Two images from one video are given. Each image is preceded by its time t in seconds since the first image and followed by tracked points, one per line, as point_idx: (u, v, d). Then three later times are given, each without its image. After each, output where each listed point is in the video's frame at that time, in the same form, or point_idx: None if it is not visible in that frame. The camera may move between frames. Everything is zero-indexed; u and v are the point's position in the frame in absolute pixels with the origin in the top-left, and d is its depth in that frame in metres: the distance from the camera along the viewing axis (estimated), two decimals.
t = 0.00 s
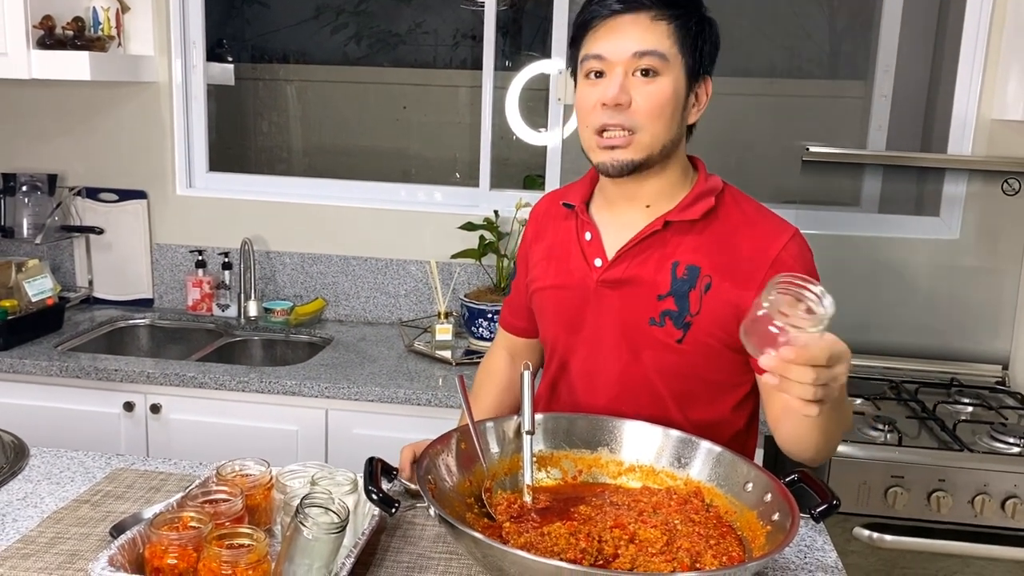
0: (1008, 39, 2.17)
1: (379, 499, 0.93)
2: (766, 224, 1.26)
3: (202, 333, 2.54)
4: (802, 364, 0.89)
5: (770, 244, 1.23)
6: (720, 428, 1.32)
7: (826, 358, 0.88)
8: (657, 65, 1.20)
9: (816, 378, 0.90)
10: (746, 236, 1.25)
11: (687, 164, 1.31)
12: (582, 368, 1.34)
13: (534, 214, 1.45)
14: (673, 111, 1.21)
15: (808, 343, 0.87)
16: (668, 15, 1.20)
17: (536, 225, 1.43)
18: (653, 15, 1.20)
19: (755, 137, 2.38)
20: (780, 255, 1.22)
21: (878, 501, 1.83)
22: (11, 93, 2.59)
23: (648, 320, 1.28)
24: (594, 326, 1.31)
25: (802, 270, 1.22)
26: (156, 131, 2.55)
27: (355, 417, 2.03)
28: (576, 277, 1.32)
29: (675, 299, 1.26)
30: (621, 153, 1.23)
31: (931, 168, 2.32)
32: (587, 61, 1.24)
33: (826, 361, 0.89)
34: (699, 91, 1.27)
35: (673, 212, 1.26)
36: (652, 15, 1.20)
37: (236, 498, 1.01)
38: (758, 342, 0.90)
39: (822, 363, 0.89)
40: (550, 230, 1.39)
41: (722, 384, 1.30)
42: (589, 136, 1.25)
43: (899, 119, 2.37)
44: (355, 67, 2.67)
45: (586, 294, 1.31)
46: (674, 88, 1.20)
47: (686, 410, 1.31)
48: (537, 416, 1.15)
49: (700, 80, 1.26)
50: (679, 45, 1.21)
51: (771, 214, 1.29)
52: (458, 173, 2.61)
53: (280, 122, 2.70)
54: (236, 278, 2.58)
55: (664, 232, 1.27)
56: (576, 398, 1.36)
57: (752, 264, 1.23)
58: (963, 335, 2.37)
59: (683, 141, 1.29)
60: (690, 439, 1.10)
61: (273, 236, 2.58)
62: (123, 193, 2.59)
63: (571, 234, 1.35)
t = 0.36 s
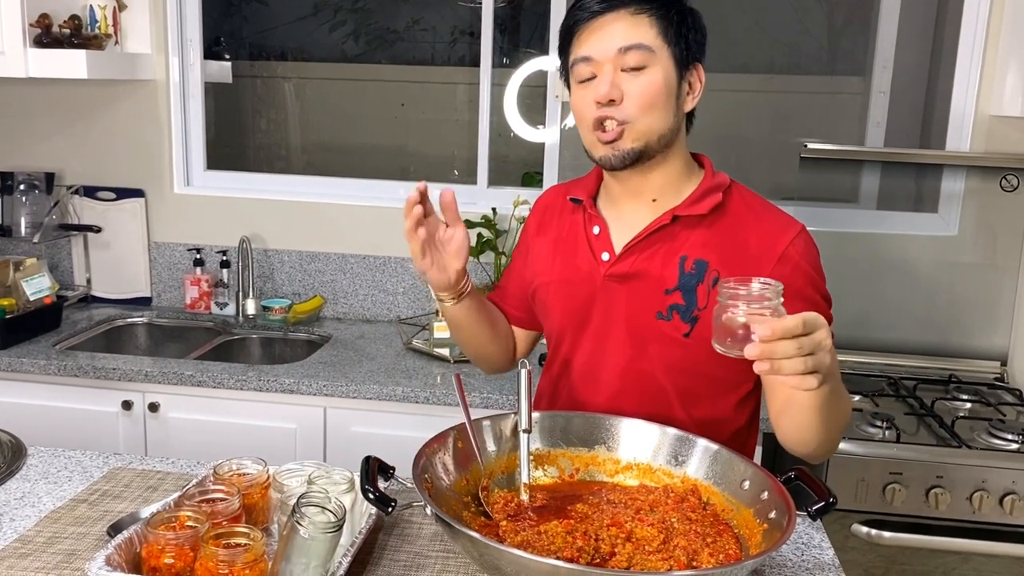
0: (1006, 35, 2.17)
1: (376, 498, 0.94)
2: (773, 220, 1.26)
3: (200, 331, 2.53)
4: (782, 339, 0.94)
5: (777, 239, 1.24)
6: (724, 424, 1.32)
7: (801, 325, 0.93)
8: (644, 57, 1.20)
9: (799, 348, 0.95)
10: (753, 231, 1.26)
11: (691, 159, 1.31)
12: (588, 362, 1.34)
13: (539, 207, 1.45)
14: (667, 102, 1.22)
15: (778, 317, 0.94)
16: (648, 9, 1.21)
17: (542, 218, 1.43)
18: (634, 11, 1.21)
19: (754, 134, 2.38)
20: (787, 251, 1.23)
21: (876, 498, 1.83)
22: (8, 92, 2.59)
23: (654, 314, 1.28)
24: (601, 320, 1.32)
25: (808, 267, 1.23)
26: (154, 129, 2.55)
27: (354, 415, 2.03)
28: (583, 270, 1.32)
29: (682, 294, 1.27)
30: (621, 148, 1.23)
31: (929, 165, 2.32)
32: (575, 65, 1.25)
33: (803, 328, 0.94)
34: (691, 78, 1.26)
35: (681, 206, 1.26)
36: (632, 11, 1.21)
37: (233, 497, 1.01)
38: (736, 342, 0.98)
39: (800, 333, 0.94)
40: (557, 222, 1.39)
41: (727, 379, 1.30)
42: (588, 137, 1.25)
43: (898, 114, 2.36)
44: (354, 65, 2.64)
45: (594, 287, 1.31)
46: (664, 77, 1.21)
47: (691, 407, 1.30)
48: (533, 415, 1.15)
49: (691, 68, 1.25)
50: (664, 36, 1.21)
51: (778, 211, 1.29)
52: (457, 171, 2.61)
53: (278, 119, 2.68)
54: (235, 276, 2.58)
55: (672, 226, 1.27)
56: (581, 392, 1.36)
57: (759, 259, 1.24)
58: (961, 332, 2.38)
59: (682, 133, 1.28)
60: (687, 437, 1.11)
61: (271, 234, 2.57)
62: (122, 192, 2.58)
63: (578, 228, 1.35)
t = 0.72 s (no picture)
0: (1007, 31, 2.16)
1: (375, 499, 0.94)
2: (779, 225, 1.26)
3: (200, 330, 2.53)
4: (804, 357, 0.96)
5: (783, 245, 1.24)
6: (725, 427, 1.32)
7: (825, 342, 0.95)
8: (652, 52, 1.20)
9: (820, 365, 0.96)
10: (758, 236, 1.26)
11: (696, 160, 1.31)
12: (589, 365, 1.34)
13: (540, 206, 1.45)
14: (674, 98, 1.21)
15: (802, 335, 0.95)
16: (660, 5, 1.21)
17: (544, 218, 1.43)
18: (644, 6, 1.21)
19: (754, 131, 2.38)
20: (792, 256, 1.23)
21: (877, 495, 1.83)
22: (7, 92, 2.58)
23: (658, 318, 1.28)
24: (603, 322, 1.31)
25: (813, 272, 1.23)
26: (153, 129, 2.55)
27: (354, 414, 2.03)
28: (586, 273, 1.32)
29: (686, 298, 1.26)
30: (626, 143, 1.22)
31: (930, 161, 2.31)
32: (585, 59, 1.25)
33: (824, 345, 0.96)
34: (701, 78, 1.27)
35: (685, 209, 1.26)
36: (642, 6, 1.21)
37: (232, 498, 1.01)
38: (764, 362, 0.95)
39: (822, 350, 0.96)
40: (559, 223, 1.39)
41: (728, 384, 1.30)
42: (594, 131, 1.25)
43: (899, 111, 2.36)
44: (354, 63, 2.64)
45: (597, 290, 1.31)
46: (672, 73, 1.20)
47: (692, 411, 1.30)
48: (532, 414, 1.15)
49: (700, 67, 1.26)
50: (673, 33, 1.21)
51: (783, 215, 1.29)
52: (457, 169, 2.61)
53: (277, 118, 2.68)
54: (235, 275, 2.58)
55: (676, 230, 1.27)
56: (581, 395, 1.35)
57: (765, 264, 1.24)
58: (962, 329, 2.37)
59: (690, 134, 1.29)
60: (687, 436, 1.11)
61: (271, 233, 2.57)
62: (121, 191, 2.58)
63: (581, 229, 1.35)
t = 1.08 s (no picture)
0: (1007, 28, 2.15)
1: (374, 498, 0.94)
2: (776, 221, 1.26)
3: (201, 330, 2.53)
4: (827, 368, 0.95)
5: (781, 241, 1.24)
6: (729, 426, 1.32)
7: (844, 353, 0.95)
8: (640, 57, 1.20)
9: (848, 378, 0.96)
10: (757, 233, 1.26)
11: (692, 159, 1.31)
12: (592, 367, 1.34)
13: (540, 212, 1.46)
14: (665, 102, 1.21)
15: (820, 348, 0.94)
16: (643, 8, 1.21)
17: (543, 223, 1.43)
18: (628, 11, 1.21)
19: (754, 128, 2.37)
20: (791, 253, 1.23)
21: (878, 493, 1.83)
22: (7, 92, 2.59)
23: (658, 319, 1.28)
24: (604, 325, 1.31)
25: (812, 267, 1.23)
26: (153, 129, 2.55)
27: (355, 413, 2.03)
28: (585, 275, 1.32)
29: (685, 298, 1.26)
30: (621, 150, 1.22)
31: (931, 159, 2.30)
32: (572, 69, 1.25)
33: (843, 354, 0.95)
34: (690, 77, 1.26)
35: (682, 209, 1.26)
36: (625, 11, 1.21)
37: (232, 498, 1.01)
38: (784, 374, 0.96)
39: (841, 360, 0.96)
40: (558, 227, 1.39)
41: (730, 382, 1.29)
42: (587, 141, 1.25)
43: (899, 108, 2.36)
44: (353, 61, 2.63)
45: (596, 292, 1.31)
46: (661, 77, 1.20)
47: (695, 410, 1.30)
48: (532, 413, 1.15)
49: (688, 66, 1.25)
50: (659, 35, 1.21)
51: (781, 211, 1.29)
52: (457, 168, 2.61)
53: (278, 117, 2.68)
54: (235, 275, 2.58)
55: (674, 230, 1.27)
56: (584, 397, 1.35)
57: (763, 262, 1.24)
58: (962, 326, 2.37)
59: (683, 135, 1.28)
60: (686, 434, 1.11)
61: (271, 232, 2.57)
62: (122, 191, 2.58)
63: (580, 232, 1.35)
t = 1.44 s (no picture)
0: (1008, 23, 2.15)
1: (372, 496, 0.93)
2: (777, 220, 1.26)
3: (202, 329, 2.53)
4: (816, 371, 0.96)
5: (781, 240, 1.24)
6: (726, 424, 1.32)
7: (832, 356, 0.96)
8: (643, 55, 1.19)
9: (834, 379, 0.96)
10: (757, 232, 1.25)
11: (693, 156, 1.31)
12: (590, 363, 1.34)
13: (539, 205, 1.45)
14: (668, 99, 1.21)
15: (808, 351, 0.95)
16: (646, 5, 1.20)
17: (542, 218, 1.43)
18: (631, 8, 1.20)
19: (754, 125, 2.37)
20: (791, 252, 1.23)
21: (879, 490, 1.82)
22: (6, 91, 2.58)
23: (657, 316, 1.27)
24: (602, 321, 1.31)
25: (812, 267, 1.23)
26: (153, 127, 2.55)
27: (355, 411, 2.02)
28: (585, 271, 1.32)
29: (685, 296, 1.26)
30: (624, 149, 1.22)
31: (932, 155, 2.30)
32: (573, 65, 1.24)
33: (831, 357, 0.96)
34: (692, 73, 1.26)
35: (683, 207, 1.25)
36: (628, 8, 1.20)
37: (231, 496, 1.00)
38: (774, 379, 0.96)
39: (829, 363, 0.96)
40: (557, 222, 1.39)
41: (727, 380, 1.29)
42: (589, 139, 1.24)
43: (899, 105, 2.36)
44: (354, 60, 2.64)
45: (596, 289, 1.30)
46: (664, 75, 1.20)
47: (693, 408, 1.30)
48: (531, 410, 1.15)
49: (690, 63, 1.25)
50: (662, 33, 1.20)
51: (782, 209, 1.29)
52: (458, 165, 2.62)
53: (278, 115, 2.69)
54: (236, 274, 2.58)
55: (674, 228, 1.27)
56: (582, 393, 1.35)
57: (763, 260, 1.23)
58: (964, 322, 2.36)
59: (685, 131, 1.28)
60: (686, 431, 1.11)
61: (271, 231, 2.57)
62: (122, 190, 2.58)
63: (580, 227, 1.35)
